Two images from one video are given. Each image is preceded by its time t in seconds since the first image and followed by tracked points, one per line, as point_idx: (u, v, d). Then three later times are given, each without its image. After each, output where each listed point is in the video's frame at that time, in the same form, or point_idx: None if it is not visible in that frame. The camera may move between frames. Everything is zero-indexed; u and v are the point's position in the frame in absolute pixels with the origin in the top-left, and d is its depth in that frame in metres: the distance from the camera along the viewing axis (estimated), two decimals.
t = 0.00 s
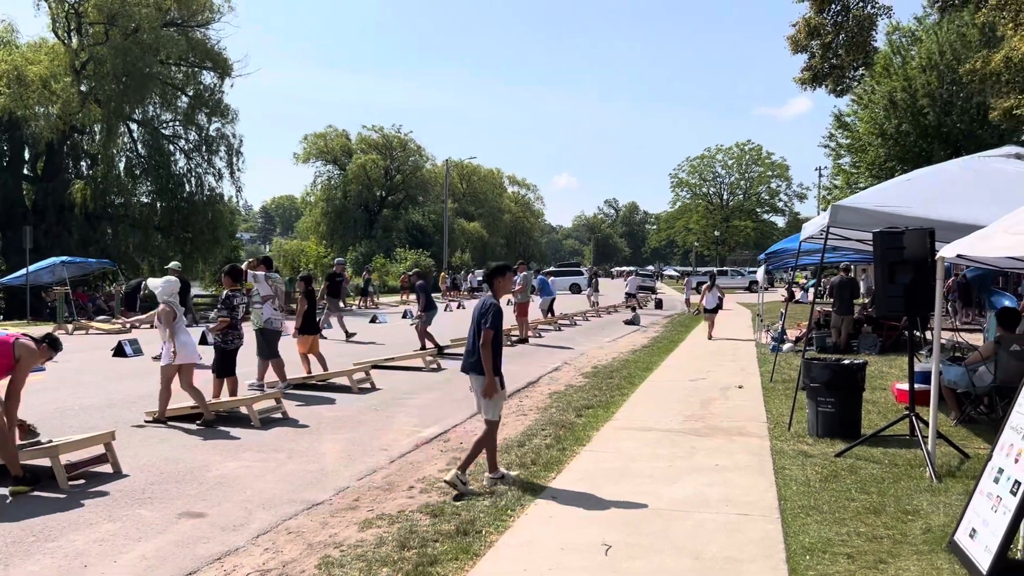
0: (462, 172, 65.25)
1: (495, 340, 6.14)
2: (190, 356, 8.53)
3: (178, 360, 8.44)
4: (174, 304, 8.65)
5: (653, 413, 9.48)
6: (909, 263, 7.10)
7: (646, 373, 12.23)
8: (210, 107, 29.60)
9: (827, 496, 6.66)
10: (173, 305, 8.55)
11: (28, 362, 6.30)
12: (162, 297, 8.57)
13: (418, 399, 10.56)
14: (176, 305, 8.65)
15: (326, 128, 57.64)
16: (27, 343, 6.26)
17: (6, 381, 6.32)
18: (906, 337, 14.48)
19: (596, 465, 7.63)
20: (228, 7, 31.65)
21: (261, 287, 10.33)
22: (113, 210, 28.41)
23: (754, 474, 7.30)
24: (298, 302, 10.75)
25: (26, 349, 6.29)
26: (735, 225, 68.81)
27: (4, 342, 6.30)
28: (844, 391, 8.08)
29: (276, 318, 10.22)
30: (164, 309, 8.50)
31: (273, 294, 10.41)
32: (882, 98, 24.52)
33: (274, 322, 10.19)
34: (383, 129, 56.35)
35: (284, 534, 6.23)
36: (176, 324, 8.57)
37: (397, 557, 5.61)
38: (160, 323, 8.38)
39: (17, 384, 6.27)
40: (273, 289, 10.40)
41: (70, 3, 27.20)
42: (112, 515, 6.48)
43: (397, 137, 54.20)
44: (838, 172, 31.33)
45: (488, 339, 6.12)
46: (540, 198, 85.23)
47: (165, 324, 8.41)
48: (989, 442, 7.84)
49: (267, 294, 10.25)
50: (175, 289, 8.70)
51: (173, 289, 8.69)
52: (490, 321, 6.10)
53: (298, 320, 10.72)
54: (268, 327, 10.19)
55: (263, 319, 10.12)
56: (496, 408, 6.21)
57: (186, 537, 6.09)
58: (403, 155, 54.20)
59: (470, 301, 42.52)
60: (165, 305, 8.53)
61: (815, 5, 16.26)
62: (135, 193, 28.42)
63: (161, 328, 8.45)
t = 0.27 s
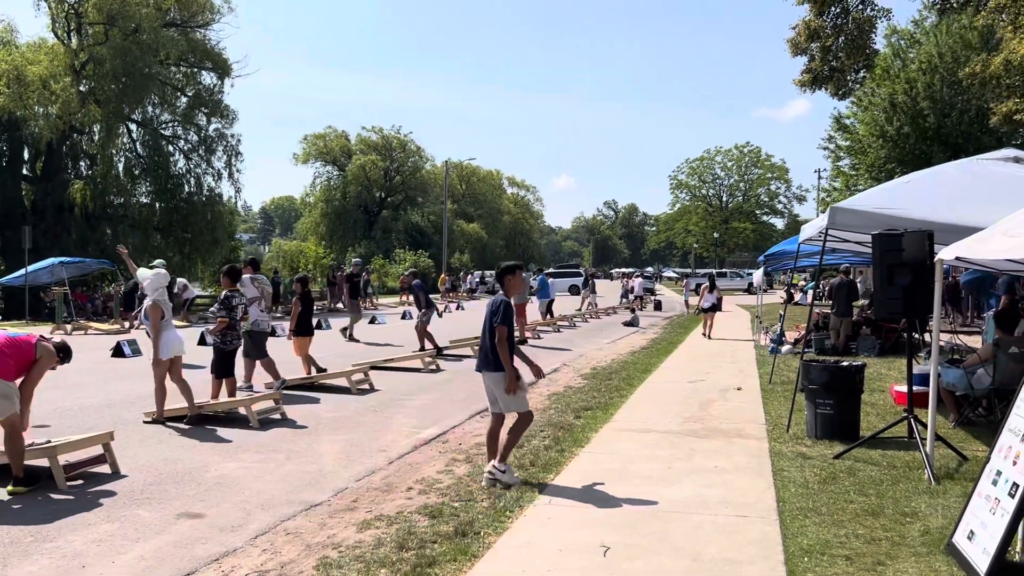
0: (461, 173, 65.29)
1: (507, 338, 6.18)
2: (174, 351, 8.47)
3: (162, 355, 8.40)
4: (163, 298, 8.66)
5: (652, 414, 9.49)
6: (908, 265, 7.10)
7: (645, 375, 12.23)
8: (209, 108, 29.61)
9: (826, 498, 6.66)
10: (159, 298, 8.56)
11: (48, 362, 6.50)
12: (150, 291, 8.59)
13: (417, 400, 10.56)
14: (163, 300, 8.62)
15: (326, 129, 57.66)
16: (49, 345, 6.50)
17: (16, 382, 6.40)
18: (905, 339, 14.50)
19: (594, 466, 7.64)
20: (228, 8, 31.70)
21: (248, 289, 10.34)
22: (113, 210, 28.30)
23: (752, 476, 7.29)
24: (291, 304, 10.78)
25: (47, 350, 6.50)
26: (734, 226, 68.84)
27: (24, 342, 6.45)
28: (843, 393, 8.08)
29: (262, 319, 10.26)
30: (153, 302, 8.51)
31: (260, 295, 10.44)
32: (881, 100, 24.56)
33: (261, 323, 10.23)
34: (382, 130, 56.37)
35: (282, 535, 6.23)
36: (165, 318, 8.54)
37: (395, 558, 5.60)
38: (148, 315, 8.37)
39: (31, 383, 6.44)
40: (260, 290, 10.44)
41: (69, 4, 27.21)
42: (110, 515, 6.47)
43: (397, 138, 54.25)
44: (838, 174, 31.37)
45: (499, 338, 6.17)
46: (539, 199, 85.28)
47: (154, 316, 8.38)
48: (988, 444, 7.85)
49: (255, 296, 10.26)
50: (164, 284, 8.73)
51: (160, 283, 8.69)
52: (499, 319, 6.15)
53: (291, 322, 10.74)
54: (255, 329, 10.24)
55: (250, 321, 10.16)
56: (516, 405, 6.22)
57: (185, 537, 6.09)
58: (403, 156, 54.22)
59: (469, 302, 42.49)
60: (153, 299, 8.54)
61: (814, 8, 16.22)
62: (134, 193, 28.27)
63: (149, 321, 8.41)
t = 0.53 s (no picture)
0: (465, 174, 65.37)
1: (524, 339, 6.16)
2: (167, 351, 8.43)
3: (153, 354, 8.37)
4: (161, 299, 8.66)
5: (655, 415, 9.49)
6: (911, 268, 7.09)
7: (647, 376, 12.23)
8: (213, 108, 29.63)
9: (828, 501, 6.65)
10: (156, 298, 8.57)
11: (53, 366, 6.60)
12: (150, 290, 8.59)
13: (420, 401, 10.57)
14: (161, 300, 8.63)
15: (329, 130, 57.74)
16: (56, 349, 6.63)
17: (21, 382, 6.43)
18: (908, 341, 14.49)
19: (597, 467, 7.64)
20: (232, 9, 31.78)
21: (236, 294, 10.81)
22: (116, 210, 28.47)
23: (755, 478, 7.29)
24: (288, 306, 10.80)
25: (52, 354, 6.62)
26: (737, 228, 68.86)
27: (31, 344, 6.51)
28: (845, 395, 8.06)
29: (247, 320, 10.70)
30: (151, 302, 8.52)
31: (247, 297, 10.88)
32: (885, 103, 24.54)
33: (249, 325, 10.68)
34: (386, 131, 56.45)
35: (284, 535, 6.24)
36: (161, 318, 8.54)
37: (397, 559, 5.60)
38: (144, 315, 8.38)
39: (36, 386, 6.50)
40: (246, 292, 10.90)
41: (73, 4, 27.19)
42: (113, 515, 6.49)
43: (401, 139, 54.35)
44: (841, 177, 31.39)
45: (514, 339, 6.16)
46: (542, 201, 85.36)
47: (149, 316, 8.39)
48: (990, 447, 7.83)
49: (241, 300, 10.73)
50: (165, 284, 8.73)
51: (161, 283, 8.68)
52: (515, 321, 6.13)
53: (288, 324, 10.77)
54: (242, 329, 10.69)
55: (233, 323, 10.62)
56: (533, 405, 6.22)
57: (187, 538, 6.10)
58: (406, 157, 54.29)
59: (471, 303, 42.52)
60: (152, 298, 8.55)
61: (818, 11, 16.18)
62: (138, 193, 28.27)
63: (145, 321, 8.41)
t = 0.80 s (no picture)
0: (471, 176, 65.45)
1: (551, 342, 6.17)
2: (170, 353, 8.44)
3: (157, 355, 8.39)
4: (169, 300, 8.66)
5: (661, 418, 9.47)
6: (919, 270, 7.09)
7: (654, 379, 12.21)
8: (221, 110, 29.74)
9: (835, 504, 6.64)
10: (165, 300, 8.58)
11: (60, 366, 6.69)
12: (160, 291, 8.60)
13: (426, 402, 10.58)
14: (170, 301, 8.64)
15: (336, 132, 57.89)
16: (62, 350, 6.73)
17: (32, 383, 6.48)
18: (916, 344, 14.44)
19: (603, 469, 7.64)
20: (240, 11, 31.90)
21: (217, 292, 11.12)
22: (124, 212, 28.59)
23: (761, 481, 7.28)
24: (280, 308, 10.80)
25: (58, 355, 6.70)
26: (744, 231, 68.74)
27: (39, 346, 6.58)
28: (853, 398, 8.04)
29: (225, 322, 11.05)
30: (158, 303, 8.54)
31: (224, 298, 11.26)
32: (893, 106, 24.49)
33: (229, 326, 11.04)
34: (393, 133, 56.57)
35: (290, 536, 6.25)
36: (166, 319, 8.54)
37: (403, 560, 5.61)
38: (150, 316, 8.39)
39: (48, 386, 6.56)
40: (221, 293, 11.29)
41: (82, 6, 27.54)
42: (120, 515, 6.51)
43: (408, 141, 54.46)
44: (848, 179, 31.33)
45: (542, 342, 6.17)
46: (549, 203, 85.41)
47: (154, 318, 8.41)
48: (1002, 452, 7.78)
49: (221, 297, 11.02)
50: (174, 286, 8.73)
51: (170, 285, 8.69)
52: (544, 324, 6.14)
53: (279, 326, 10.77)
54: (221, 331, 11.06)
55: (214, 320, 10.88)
56: (556, 407, 6.25)
57: (194, 538, 6.11)
58: (413, 159, 54.35)
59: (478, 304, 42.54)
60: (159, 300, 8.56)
61: (826, 14, 16.05)
62: (145, 195, 28.30)
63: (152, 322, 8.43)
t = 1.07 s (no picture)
0: (482, 178, 65.49)
1: (573, 343, 6.19)
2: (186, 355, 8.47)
3: (173, 356, 8.41)
4: (186, 300, 8.69)
5: (673, 421, 9.46)
6: (933, 274, 7.06)
7: (665, 381, 12.20)
8: (233, 111, 29.86)
9: (848, 508, 6.62)
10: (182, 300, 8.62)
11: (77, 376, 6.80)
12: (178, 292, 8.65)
13: (437, 404, 10.60)
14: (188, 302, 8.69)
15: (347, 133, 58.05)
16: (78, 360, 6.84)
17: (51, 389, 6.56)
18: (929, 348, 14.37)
19: (614, 471, 7.64)
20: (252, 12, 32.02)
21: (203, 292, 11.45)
22: (137, 213, 28.68)
23: (773, 484, 7.26)
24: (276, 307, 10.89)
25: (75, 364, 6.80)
26: (755, 233, 68.57)
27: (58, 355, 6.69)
28: (865, 401, 8.03)
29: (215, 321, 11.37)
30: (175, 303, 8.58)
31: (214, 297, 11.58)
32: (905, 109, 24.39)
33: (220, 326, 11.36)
34: (403, 134, 56.66)
35: (303, 536, 6.28)
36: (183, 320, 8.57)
37: (414, 561, 5.63)
38: (167, 316, 8.43)
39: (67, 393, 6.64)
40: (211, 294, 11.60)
41: (97, 8, 27.52)
42: (134, 515, 6.55)
43: (418, 143, 54.49)
44: (860, 182, 31.22)
45: (565, 343, 6.19)
46: (559, 204, 85.39)
47: (172, 318, 8.45)
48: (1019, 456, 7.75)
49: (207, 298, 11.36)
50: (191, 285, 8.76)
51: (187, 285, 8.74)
52: (564, 326, 6.16)
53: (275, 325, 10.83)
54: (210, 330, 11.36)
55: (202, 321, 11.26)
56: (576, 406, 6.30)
57: (207, 538, 6.14)
58: (424, 161, 54.38)
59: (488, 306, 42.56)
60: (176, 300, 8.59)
61: (839, 16, 15.92)
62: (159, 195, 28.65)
63: (169, 322, 8.48)
